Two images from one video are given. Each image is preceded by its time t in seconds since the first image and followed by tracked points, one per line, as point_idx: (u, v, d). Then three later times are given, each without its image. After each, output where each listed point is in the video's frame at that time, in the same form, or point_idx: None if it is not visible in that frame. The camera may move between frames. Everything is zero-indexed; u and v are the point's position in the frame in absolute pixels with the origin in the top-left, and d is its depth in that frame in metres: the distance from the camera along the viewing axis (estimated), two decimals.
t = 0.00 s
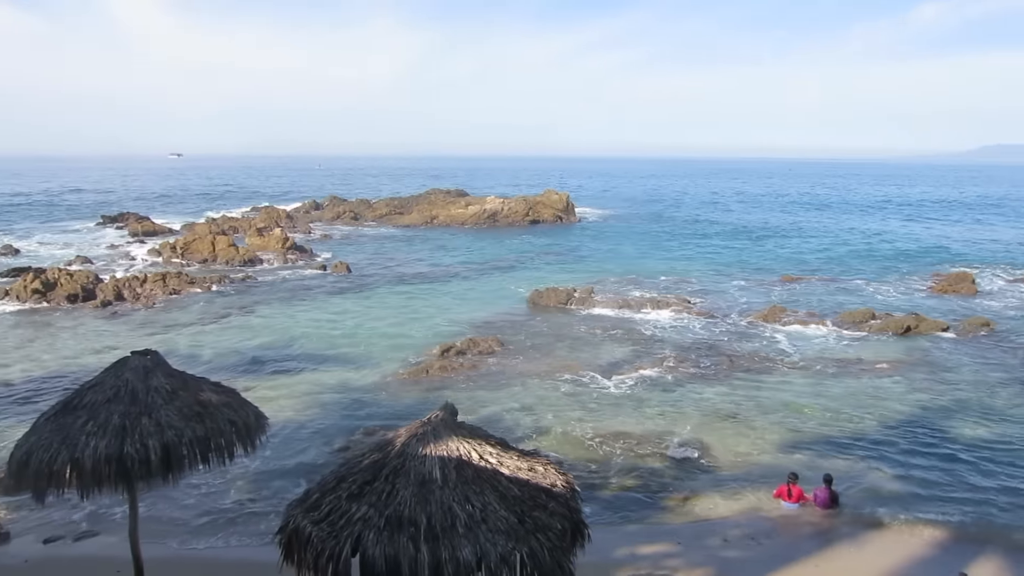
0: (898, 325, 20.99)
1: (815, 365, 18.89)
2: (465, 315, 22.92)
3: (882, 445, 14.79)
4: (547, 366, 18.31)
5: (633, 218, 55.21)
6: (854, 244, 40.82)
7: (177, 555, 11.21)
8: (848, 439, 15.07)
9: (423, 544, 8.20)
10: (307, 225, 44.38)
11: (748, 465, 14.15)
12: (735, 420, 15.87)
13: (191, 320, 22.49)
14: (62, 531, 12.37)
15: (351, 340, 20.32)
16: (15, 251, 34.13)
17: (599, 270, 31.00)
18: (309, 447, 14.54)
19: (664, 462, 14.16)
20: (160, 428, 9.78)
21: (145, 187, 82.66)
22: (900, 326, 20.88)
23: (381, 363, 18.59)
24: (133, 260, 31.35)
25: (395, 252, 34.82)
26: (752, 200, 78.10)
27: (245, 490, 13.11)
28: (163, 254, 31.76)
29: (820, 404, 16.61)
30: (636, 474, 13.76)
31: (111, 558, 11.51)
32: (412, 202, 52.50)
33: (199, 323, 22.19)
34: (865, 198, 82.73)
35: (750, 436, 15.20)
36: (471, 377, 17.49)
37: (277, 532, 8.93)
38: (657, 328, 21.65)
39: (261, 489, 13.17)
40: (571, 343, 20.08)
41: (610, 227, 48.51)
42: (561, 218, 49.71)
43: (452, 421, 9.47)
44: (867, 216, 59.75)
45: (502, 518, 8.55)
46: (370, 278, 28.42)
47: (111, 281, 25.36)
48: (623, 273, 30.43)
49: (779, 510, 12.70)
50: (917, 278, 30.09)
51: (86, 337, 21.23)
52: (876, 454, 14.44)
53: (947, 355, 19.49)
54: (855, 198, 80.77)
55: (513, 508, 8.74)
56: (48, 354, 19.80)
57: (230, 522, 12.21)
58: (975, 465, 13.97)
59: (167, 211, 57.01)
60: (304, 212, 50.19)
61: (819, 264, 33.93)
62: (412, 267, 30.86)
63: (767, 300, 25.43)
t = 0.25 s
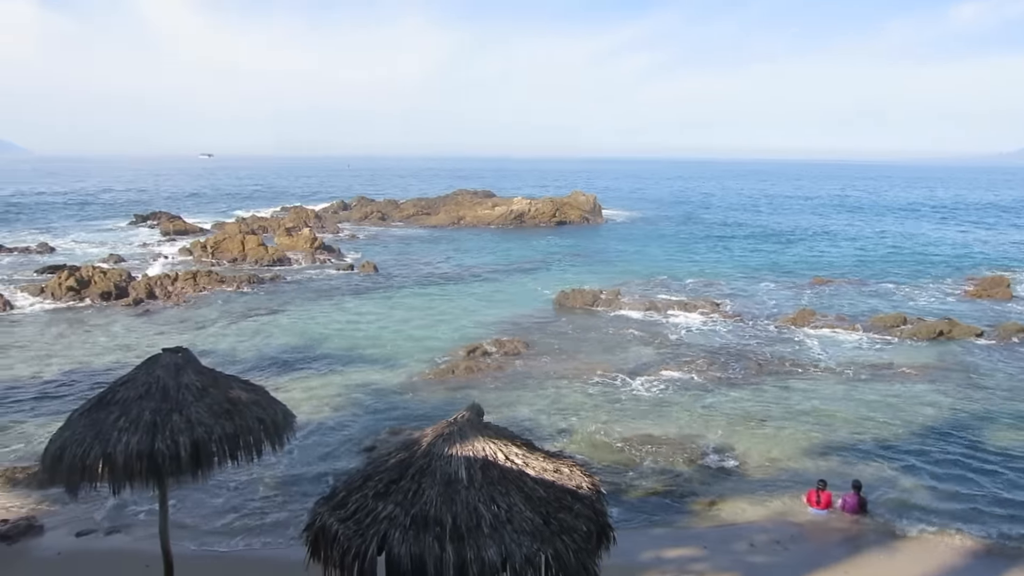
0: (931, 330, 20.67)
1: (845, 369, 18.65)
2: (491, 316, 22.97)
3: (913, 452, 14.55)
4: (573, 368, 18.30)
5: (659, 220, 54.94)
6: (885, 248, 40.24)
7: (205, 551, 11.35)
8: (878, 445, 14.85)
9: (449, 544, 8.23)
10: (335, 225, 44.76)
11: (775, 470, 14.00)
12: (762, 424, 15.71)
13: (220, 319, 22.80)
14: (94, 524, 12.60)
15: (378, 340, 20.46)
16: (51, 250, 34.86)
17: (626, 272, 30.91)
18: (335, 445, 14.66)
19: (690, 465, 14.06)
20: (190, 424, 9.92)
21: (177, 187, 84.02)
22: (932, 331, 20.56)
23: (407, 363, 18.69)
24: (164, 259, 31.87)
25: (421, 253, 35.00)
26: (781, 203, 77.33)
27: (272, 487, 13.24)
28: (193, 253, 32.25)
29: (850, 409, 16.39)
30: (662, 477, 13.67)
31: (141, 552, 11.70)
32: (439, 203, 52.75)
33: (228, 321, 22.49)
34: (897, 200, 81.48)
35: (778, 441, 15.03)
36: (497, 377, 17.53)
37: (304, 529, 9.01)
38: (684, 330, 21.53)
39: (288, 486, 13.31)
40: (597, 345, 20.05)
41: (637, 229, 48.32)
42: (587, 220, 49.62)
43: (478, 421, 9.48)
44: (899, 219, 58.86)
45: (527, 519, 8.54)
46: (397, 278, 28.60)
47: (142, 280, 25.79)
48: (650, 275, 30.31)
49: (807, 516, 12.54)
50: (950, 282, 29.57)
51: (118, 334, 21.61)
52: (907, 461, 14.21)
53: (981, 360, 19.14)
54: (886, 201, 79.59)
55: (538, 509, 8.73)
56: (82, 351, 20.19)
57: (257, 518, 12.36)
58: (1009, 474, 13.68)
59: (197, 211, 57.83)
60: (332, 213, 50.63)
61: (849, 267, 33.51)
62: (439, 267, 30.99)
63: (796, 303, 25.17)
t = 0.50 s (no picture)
0: (963, 337, 20.32)
1: (874, 376, 18.40)
2: (516, 317, 22.98)
3: (942, 462, 14.29)
4: (597, 370, 18.25)
5: (686, 223, 54.62)
6: (916, 254, 39.60)
7: (229, 545, 11.47)
8: (907, 454, 14.61)
9: (471, 544, 8.24)
10: (361, 224, 45.06)
11: (801, 477, 13.83)
12: (788, 430, 15.54)
13: (247, 315, 23.07)
14: (121, 516, 12.80)
15: (402, 339, 20.57)
16: (84, 245, 35.52)
17: (651, 275, 30.77)
18: (359, 443, 14.76)
19: (714, 471, 13.94)
20: (218, 419, 10.05)
21: (208, 185, 85.22)
22: (964, 338, 20.21)
23: (431, 362, 18.76)
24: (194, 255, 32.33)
25: (447, 253, 35.12)
26: (810, 207, 76.40)
27: (296, 483, 13.36)
28: (222, 250, 32.68)
29: (878, 417, 16.15)
30: (686, 482, 13.58)
31: (166, 544, 11.86)
32: (465, 203, 52.92)
33: (255, 317, 22.75)
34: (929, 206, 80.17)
35: (803, 447, 14.86)
36: (521, 378, 17.54)
37: (328, 526, 9.08)
38: (710, 334, 21.38)
39: (311, 483, 13.41)
40: (621, 347, 19.98)
41: (663, 231, 48.08)
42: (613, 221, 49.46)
43: (502, 421, 9.48)
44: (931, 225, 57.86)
45: (550, 521, 8.52)
46: (422, 277, 28.72)
47: (172, 275, 26.18)
48: (676, 278, 30.15)
49: (833, 524, 12.37)
50: (984, 289, 29.02)
51: (148, 328, 21.96)
52: (936, 471, 13.96)
53: (1015, 370, 18.76)
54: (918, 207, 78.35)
55: (561, 511, 8.71)
56: (112, 344, 20.54)
57: (281, 513, 12.48)
58: None
59: (226, 208, 58.58)
60: (358, 212, 50.99)
61: (879, 273, 33.05)
62: (464, 267, 31.06)
63: (824, 308, 24.88)
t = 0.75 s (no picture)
0: (996, 345, 19.95)
1: (904, 383, 18.13)
2: (540, 318, 22.98)
3: (973, 472, 14.03)
4: (622, 373, 18.20)
5: (713, 225, 54.25)
6: (949, 259, 38.91)
7: (254, 540, 11.59)
8: (937, 463, 14.36)
9: (494, 545, 8.25)
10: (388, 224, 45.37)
11: (827, 484, 13.66)
12: (815, 436, 15.36)
13: (275, 312, 23.33)
14: (149, 508, 13.02)
15: (427, 338, 20.67)
16: (117, 241, 36.17)
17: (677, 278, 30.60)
18: (383, 441, 14.85)
19: (739, 476, 13.82)
20: (245, 415, 10.17)
21: (237, 184, 86.38)
22: (997, 346, 19.84)
23: (456, 362, 18.82)
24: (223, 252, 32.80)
25: (472, 253, 35.23)
26: (840, 211, 75.39)
27: (320, 480, 13.47)
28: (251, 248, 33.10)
29: (908, 425, 15.91)
30: (710, 486, 13.47)
31: (192, 538, 12.03)
32: (491, 203, 53.04)
33: (282, 315, 23.00)
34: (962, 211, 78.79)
35: (830, 454, 14.68)
36: (545, 379, 17.54)
37: (352, 523, 9.14)
38: (736, 338, 21.23)
39: (335, 480, 13.51)
40: (646, 350, 19.90)
41: (689, 234, 47.80)
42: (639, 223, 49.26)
43: (527, 422, 9.48)
44: (965, 230, 56.78)
45: (573, 523, 8.50)
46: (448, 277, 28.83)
47: (201, 272, 26.57)
48: (702, 281, 29.96)
49: (859, 533, 12.19)
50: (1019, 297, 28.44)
51: (178, 324, 22.30)
52: (966, 481, 13.70)
53: None
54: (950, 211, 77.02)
55: (585, 514, 8.68)
56: (143, 339, 20.89)
57: (305, 510, 12.58)
58: None
59: (254, 206, 59.28)
60: (385, 212, 51.31)
61: (911, 278, 32.55)
62: (490, 268, 31.13)
63: (853, 314, 24.56)
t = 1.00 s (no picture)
0: None
1: (937, 387, 17.81)
2: (566, 319, 22.94)
3: (1008, 479, 13.74)
4: (648, 374, 18.11)
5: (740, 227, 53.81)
6: (982, 262, 38.18)
7: (281, 538, 11.69)
8: (970, 469, 14.09)
9: (520, 546, 8.23)
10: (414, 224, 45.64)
11: (857, 489, 13.46)
12: (845, 441, 15.15)
13: (302, 312, 23.57)
14: (178, 505, 13.21)
15: (452, 339, 20.75)
16: (148, 241, 36.78)
17: (704, 279, 30.39)
18: (408, 441, 14.92)
19: (766, 480, 13.67)
20: (273, 414, 10.27)
21: (266, 185, 87.45)
22: None
23: (481, 363, 18.86)
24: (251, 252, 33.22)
25: (498, 254, 35.28)
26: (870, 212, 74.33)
27: (346, 479, 13.57)
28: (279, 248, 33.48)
29: (940, 430, 15.63)
30: (737, 490, 13.35)
31: (219, 534, 12.17)
32: (516, 204, 53.12)
33: (309, 315, 23.23)
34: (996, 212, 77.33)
35: (860, 459, 14.47)
36: (570, 381, 17.52)
37: (378, 523, 9.19)
38: (764, 340, 21.02)
39: (361, 479, 13.60)
40: (672, 352, 19.79)
41: (715, 235, 47.46)
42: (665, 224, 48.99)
43: (553, 424, 9.45)
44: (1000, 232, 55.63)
45: (599, 525, 8.46)
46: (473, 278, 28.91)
47: (230, 272, 26.92)
48: (729, 283, 29.73)
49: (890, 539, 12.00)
50: None
51: (208, 323, 22.63)
52: (1001, 488, 13.42)
53: None
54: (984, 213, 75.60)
55: (611, 516, 8.63)
56: (173, 338, 21.22)
57: (330, 509, 12.67)
58: None
59: (281, 207, 59.95)
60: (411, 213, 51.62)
61: (943, 281, 32.00)
62: (515, 269, 31.14)
63: (884, 317, 24.20)
